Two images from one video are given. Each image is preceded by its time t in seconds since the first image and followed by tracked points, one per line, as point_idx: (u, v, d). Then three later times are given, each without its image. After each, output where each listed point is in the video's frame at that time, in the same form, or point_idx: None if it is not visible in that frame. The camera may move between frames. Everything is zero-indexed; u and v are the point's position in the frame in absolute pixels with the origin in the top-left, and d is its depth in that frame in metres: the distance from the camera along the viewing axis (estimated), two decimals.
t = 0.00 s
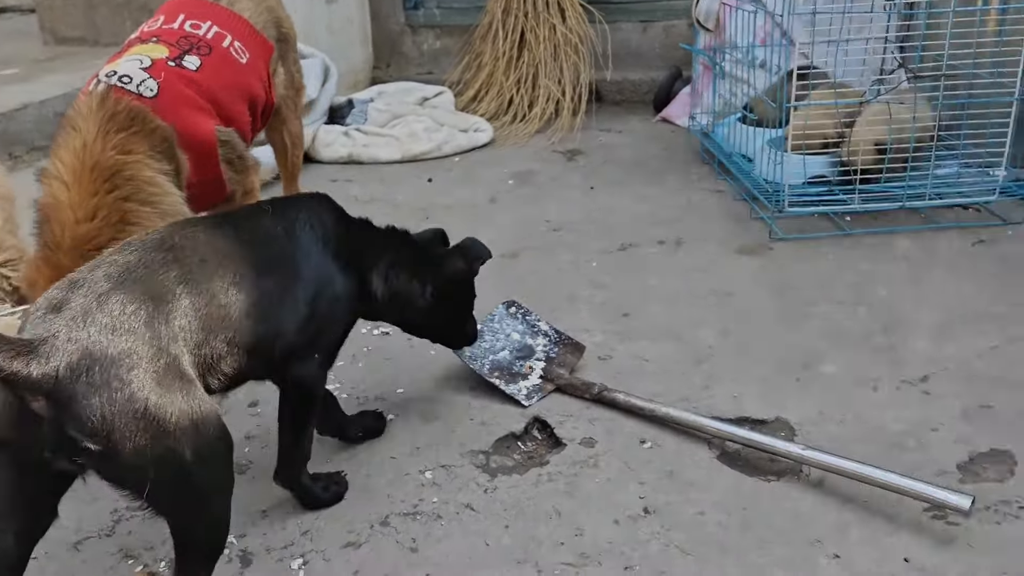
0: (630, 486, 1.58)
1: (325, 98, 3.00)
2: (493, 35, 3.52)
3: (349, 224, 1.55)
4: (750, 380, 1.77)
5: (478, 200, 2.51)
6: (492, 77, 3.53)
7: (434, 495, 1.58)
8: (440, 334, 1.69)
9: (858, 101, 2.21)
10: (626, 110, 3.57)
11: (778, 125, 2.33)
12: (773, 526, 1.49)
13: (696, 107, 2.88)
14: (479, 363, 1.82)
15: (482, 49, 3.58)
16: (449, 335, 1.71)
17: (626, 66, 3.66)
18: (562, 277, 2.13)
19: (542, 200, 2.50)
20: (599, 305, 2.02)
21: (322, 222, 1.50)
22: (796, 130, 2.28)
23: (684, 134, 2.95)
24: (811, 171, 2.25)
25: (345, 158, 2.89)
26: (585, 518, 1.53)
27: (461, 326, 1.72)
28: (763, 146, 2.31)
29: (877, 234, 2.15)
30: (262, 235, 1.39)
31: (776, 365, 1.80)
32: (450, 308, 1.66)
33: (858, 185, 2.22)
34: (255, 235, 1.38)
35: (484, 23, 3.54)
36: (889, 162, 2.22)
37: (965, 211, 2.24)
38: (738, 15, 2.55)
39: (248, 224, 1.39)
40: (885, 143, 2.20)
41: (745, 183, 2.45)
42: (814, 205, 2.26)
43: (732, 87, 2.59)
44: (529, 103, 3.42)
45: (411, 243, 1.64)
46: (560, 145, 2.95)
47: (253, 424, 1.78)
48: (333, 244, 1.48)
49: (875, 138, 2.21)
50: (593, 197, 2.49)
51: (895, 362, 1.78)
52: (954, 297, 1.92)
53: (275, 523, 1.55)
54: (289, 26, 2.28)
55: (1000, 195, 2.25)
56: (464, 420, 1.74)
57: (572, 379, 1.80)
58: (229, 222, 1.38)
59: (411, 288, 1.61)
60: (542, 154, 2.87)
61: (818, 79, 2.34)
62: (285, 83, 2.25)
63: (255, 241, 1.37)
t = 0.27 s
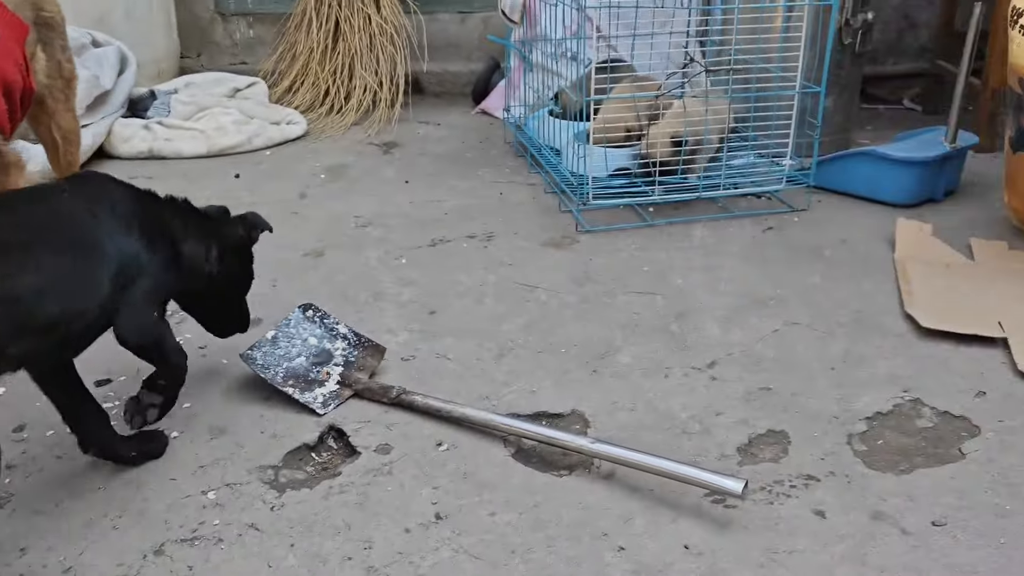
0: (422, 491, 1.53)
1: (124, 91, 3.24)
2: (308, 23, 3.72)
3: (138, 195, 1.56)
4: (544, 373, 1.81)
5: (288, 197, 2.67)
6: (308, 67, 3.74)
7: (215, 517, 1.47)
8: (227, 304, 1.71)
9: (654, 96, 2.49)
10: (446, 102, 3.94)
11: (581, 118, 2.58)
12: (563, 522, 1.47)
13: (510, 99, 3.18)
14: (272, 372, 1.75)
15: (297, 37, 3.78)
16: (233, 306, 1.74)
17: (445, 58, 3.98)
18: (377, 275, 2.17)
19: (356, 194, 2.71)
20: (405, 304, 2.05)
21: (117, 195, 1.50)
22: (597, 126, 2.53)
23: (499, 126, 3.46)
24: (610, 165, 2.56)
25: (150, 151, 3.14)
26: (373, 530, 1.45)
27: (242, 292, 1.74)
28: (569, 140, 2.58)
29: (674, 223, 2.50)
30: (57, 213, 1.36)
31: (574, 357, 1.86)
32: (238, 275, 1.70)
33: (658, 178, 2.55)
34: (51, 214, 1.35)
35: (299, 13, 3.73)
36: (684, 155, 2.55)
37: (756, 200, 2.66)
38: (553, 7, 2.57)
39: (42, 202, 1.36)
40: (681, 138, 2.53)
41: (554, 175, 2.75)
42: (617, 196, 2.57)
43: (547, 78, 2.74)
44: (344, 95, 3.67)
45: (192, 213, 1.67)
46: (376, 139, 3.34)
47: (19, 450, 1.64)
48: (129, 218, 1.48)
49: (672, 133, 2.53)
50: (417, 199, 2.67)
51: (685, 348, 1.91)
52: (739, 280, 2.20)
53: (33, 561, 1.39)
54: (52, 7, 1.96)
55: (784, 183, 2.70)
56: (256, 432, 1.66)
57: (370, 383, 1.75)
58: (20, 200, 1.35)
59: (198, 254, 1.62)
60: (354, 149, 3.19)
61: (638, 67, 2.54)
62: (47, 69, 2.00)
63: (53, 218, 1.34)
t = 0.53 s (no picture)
0: (348, 491, 1.48)
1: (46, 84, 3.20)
2: (241, 15, 3.66)
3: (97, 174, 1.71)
4: (473, 369, 1.82)
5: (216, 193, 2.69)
6: (242, 59, 3.68)
7: (131, 520, 1.40)
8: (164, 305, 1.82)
9: (586, 92, 2.53)
10: (386, 96, 3.94)
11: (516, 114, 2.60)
12: (491, 517, 1.43)
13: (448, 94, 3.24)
14: (194, 371, 1.71)
15: (229, 29, 3.71)
16: (173, 313, 1.85)
17: (385, 53, 3.96)
18: (309, 271, 2.23)
19: (287, 188, 2.76)
20: (335, 300, 2.08)
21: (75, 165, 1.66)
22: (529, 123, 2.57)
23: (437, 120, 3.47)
24: (545, 161, 2.62)
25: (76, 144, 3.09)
26: (297, 529, 1.39)
27: (181, 302, 1.85)
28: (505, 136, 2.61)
29: (609, 220, 2.56)
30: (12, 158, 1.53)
31: (506, 354, 1.88)
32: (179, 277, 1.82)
33: (593, 175, 2.59)
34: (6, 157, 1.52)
35: (232, 5, 3.66)
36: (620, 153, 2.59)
37: (690, 198, 2.73)
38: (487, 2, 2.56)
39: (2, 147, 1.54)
40: (615, 137, 2.57)
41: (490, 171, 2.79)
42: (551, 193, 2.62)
43: (482, 72, 2.74)
44: (279, 89, 3.61)
45: (146, 215, 1.83)
46: (312, 134, 3.31)
47: None
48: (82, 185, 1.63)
49: (607, 131, 2.57)
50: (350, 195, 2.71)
51: (616, 344, 1.93)
52: (670, 278, 2.24)
53: None
54: None
55: (718, 180, 2.77)
56: (175, 433, 1.61)
57: (296, 381, 1.73)
58: None
59: (139, 251, 1.75)
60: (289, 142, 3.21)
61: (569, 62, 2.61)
62: None
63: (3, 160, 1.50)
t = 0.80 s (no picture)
0: (340, 493, 1.48)
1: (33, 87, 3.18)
2: (229, 18, 3.65)
3: (95, 170, 1.74)
4: (465, 371, 1.82)
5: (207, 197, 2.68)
6: (230, 62, 3.67)
7: (123, 524, 1.39)
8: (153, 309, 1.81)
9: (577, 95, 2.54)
10: (374, 99, 3.94)
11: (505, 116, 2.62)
12: (484, 519, 1.43)
13: (438, 97, 3.24)
14: (185, 374, 1.71)
15: (218, 32, 3.70)
16: (162, 318, 1.83)
17: (374, 56, 3.96)
18: (298, 273, 2.23)
19: (276, 191, 2.76)
20: (325, 303, 2.08)
21: (75, 156, 1.68)
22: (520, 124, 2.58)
23: (427, 123, 3.47)
24: (535, 164, 2.63)
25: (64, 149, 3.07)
26: (289, 532, 1.39)
27: (172, 309, 1.84)
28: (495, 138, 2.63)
29: (599, 221, 2.57)
30: (13, 139, 1.56)
31: (497, 356, 1.88)
32: (170, 283, 1.81)
33: (582, 177, 2.60)
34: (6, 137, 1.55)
35: (220, 7, 3.65)
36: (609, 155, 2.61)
37: (680, 200, 2.75)
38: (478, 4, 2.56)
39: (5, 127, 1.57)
40: (602, 139, 2.58)
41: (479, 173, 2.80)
42: (542, 195, 2.62)
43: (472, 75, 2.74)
44: (268, 91, 3.61)
45: (146, 218, 1.83)
46: (301, 137, 3.31)
47: None
48: (78, 175, 1.65)
49: (596, 134, 2.59)
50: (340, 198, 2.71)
51: (607, 346, 1.94)
52: (659, 279, 2.25)
53: None
54: None
55: (707, 182, 2.79)
56: (166, 437, 1.60)
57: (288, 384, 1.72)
58: None
59: (131, 252, 1.75)
60: (280, 146, 3.20)
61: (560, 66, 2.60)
62: None
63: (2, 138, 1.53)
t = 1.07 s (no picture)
0: (333, 496, 1.49)
1: (26, 95, 3.19)
2: (223, 24, 3.67)
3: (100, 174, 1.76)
4: (457, 375, 1.83)
5: (201, 203, 2.69)
6: (224, 68, 3.69)
7: (117, 529, 1.41)
8: (163, 312, 1.83)
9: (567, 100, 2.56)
10: (368, 104, 3.96)
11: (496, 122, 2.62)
12: (475, 522, 1.44)
13: (431, 102, 3.26)
14: (179, 380, 1.72)
15: (211, 38, 3.72)
16: (178, 320, 1.86)
17: (367, 61, 3.98)
18: (292, 278, 2.24)
19: (269, 196, 2.77)
20: (319, 307, 2.10)
21: (79, 160, 1.70)
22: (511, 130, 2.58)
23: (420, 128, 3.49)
24: (527, 169, 2.62)
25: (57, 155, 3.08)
26: (282, 535, 1.41)
27: (186, 312, 1.87)
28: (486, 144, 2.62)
29: (590, 225, 2.58)
30: (12, 142, 1.59)
31: (489, 359, 1.90)
32: (181, 288, 1.83)
33: (573, 182, 2.63)
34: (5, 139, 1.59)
35: (213, 13, 3.67)
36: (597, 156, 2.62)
37: (670, 202, 2.76)
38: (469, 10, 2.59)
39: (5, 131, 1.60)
40: (589, 138, 2.58)
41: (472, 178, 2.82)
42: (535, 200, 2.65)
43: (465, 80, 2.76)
44: (261, 97, 3.62)
45: (154, 223, 1.83)
46: (294, 142, 3.33)
47: None
48: (79, 178, 1.67)
49: (583, 134, 2.59)
50: (333, 203, 2.72)
51: (598, 349, 1.96)
52: (650, 282, 2.27)
53: None
54: None
55: (698, 185, 2.82)
56: (160, 442, 1.61)
57: (281, 389, 1.74)
58: None
59: (138, 259, 1.76)
60: (273, 151, 3.21)
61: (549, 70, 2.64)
62: None
63: None
